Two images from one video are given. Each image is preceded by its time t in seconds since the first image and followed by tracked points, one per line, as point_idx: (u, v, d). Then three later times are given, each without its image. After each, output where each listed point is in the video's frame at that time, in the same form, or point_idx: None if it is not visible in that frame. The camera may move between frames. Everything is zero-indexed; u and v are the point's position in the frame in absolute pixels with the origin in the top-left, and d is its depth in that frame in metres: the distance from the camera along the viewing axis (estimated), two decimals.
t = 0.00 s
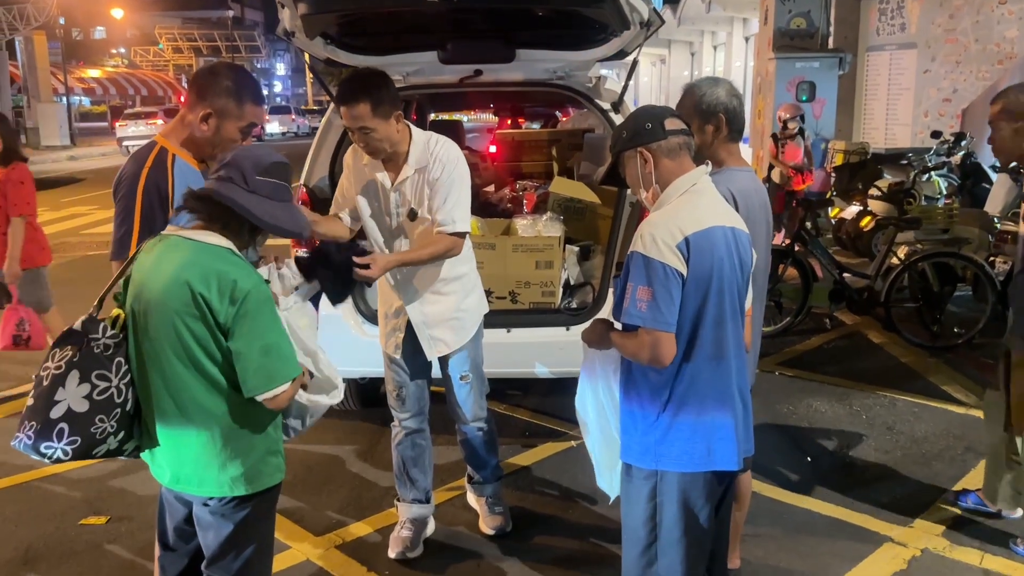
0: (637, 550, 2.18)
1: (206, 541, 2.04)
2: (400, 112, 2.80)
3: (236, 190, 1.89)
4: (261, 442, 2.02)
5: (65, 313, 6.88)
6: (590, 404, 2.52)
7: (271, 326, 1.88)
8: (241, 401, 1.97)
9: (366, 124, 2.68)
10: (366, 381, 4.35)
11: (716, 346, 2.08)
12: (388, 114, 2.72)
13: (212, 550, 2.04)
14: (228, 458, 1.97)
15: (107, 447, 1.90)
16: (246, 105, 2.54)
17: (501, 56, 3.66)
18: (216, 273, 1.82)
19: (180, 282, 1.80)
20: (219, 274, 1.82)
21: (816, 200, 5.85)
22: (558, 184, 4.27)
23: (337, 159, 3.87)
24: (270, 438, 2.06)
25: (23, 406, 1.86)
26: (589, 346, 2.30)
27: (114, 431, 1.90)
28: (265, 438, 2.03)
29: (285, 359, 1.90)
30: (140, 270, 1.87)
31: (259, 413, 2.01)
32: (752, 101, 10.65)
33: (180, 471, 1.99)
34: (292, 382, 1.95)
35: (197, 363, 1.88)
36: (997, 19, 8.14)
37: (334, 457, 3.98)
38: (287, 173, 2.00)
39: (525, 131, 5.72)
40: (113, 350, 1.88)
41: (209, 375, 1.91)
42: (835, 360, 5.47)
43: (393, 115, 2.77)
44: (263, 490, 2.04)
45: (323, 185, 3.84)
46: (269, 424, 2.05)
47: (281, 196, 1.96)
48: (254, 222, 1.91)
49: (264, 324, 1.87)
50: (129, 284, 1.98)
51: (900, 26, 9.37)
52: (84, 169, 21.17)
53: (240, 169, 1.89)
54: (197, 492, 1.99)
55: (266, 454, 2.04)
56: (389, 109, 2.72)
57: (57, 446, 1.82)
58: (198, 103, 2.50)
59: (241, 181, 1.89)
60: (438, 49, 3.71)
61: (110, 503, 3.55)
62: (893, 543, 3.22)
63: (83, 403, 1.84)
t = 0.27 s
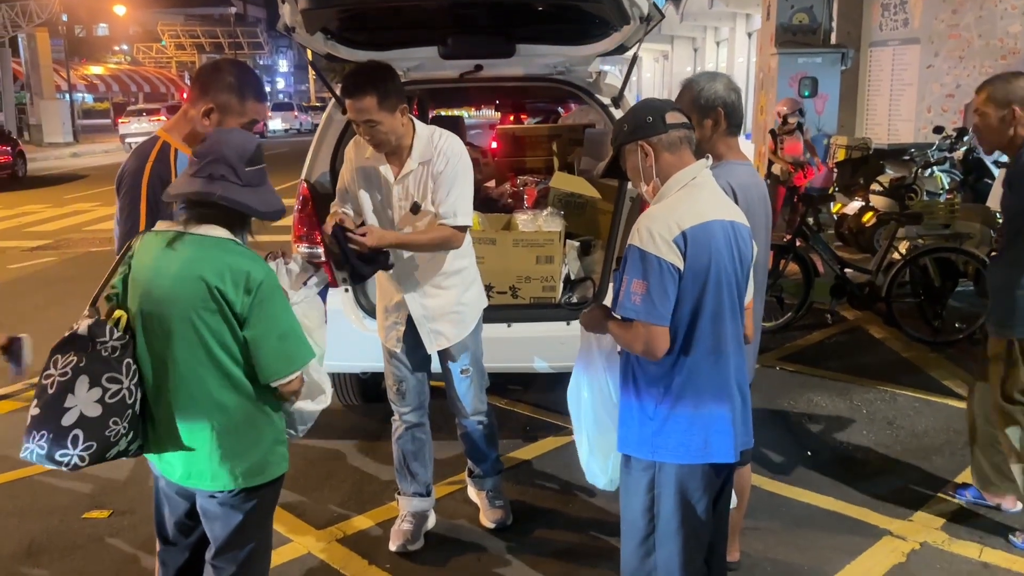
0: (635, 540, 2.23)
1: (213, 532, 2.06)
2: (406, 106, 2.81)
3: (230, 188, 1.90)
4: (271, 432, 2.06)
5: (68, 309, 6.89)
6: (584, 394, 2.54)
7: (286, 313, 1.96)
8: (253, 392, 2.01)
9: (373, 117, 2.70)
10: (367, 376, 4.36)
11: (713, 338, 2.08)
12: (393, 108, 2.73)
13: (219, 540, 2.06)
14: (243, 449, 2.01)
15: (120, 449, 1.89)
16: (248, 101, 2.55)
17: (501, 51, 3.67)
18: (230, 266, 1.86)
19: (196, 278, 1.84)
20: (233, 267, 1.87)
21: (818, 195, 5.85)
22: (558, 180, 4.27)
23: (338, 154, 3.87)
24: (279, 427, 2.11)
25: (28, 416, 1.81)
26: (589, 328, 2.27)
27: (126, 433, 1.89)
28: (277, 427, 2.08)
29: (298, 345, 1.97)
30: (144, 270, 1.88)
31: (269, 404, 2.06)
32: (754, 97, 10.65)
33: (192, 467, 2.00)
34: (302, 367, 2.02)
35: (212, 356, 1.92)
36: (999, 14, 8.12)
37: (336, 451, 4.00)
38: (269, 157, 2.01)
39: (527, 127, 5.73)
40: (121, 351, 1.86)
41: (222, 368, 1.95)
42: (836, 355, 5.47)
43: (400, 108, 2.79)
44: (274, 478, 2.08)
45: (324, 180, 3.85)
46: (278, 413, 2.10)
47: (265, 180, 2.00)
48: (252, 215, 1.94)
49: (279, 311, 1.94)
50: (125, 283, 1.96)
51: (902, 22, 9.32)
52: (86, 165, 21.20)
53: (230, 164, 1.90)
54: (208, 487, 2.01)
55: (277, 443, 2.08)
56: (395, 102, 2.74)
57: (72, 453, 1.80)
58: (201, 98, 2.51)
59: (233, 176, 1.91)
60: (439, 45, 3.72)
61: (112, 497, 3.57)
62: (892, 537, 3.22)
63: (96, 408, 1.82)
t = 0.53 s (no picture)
0: (632, 531, 2.21)
1: (216, 524, 2.08)
2: (408, 101, 2.82)
3: (221, 183, 1.89)
4: (277, 422, 2.09)
5: (70, 304, 6.92)
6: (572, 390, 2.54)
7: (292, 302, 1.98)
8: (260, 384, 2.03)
9: (379, 109, 2.71)
10: (368, 371, 4.37)
11: (710, 330, 2.09)
12: (397, 101, 2.74)
13: (221, 532, 2.08)
14: (255, 440, 2.03)
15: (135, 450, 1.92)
16: (246, 94, 2.56)
17: (500, 47, 3.67)
18: (234, 260, 1.88)
19: (202, 274, 1.86)
20: (237, 261, 1.89)
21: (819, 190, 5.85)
22: (557, 174, 4.28)
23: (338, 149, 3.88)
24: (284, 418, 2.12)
25: (39, 427, 1.82)
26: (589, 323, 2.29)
27: (140, 434, 1.91)
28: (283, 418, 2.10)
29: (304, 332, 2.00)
30: (145, 270, 1.88)
31: (275, 395, 2.08)
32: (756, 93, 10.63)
33: (202, 462, 2.01)
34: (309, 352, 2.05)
35: (220, 350, 1.94)
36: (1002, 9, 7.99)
37: (336, 446, 4.01)
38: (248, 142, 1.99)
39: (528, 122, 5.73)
40: (131, 354, 1.87)
41: (231, 362, 1.96)
42: (837, 351, 5.47)
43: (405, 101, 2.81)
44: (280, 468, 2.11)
45: (324, 176, 3.85)
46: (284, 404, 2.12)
47: (250, 172, 1.98)
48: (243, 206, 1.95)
49: (283, 301, 1.95)
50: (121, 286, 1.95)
51: (906, 17, 9.20)
52: (88, 162, 21.23)
53: (218, 160, 1.88)
54: (218, 481, 2.02)
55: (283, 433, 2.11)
56: (399, 95, 2.75)
57: (93, 460, 1.83)
58: (199, 93, 2.53)
59: (222, 172, 1.89)
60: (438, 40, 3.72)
61: (114, 491, 3.58)
62: (890, 530, 3.23)
63: (113, 412, 1.84)
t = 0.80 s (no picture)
0: (634, 527, 2.23)
1: (217, 523, 2.09)
2: (412, 98, 2.83)
3: (221, 182, 1.90)
4: (274, 421, 2.09)
5: (74, 302, 6.94)
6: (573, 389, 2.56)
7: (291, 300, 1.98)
8: (258, 382, 2.04)
9: (382, 105, 2.72)
10: (371, 367, 4.39)
11: (714, 327, 2.10)
12: (400, 98, 2.74)
13: (222, 531, 2.09)
14: (252, 438, 2.04)
15: (134, 448, 1.93)
16: (247, 92, 2.57)
17: (502, 43, 3.68)
18: (232, 258, 1.89)
19: (201, 272, 1.87)
20: (236, 259, 1.90)
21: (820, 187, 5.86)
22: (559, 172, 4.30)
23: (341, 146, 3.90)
24: (282, 416, 2.13)
25: (36, 425, 1.84)
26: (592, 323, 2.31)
27: (137, 433, 1.93)
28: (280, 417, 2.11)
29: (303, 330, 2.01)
30: (144, 268, 1.89)
31: (273, 393, 2.08)
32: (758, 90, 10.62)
33: (199, 461, 2.02)
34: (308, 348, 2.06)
35: (218, 347, 1.95)
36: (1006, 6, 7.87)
37: (339, 442, 4.03)
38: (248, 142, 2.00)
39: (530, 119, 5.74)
40: (129, 351, 1.88)
41: (229, 360, 1.97)
42: (839, 348, 5.47)
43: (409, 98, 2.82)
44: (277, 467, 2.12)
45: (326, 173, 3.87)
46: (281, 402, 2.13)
47: (250, 170, 1.99)
48: (243, 206, 1.95)
49: (282, 299, 1.95)
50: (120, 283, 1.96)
51: (908, 14, 9.15)
52: (91, 160, 21.25)
53: (218, 159, 1.89)
54: (216, 480, 2.04)
55: (279, 432, 2.11)
56: (404, 92, 2.76)
57: (89, 459, 1.85)
58: (200, 90, 2.54)
59: (222, 170, 1.90)
60: (439, 37, 3.73)
61: (117, 487, 3.60)
62: (891, 527, 3.24)
63: (109, 411, 1.86)
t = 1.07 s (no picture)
0: (641, 523, 2.23)
1: (222, 523, 2.10)
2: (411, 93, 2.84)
3: (225, 173, 1.90)
4: (278, 421, 2.10)
5: (79, 299, 6.96)
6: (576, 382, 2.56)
7: (296, 300, 1.99)
8: (263, 382, 2.05)
9: (377, 96, 2.71)
10: (375, 365, 4.40)
11: (721, 324, 2.10)
12: (399, 91, 2.75)
13: (227, 529, 2.10)
14: (255, 438, 2.05)
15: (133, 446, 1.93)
16: (252, 90, 2.58)
17: (505, 40, 3.69)
18: (239, 257, 1.90)
19: (207, 271, 1.88)
20: (243, 258, 1.90)
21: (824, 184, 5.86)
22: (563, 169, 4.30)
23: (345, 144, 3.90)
24: (286, 416, 2.14)
25: (36, 420, 1.84)
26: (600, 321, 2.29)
27: (138, 430, 1.93)
28: (284, 417, 2.12)
29: (308, 331, 2.02)
30: (149, 265, 1.89)
31: (277, 393, 2.09)
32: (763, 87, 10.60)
33: (203, 460, 2.03)
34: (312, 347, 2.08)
35: (222, 346, 1.96)
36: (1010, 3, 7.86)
37: (343, 439, 4.04)
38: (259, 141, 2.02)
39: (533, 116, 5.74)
40: (132, 348, 1.89)
41: (234, 358, 1.98)
42: (843, 345, 5.47)
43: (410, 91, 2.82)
44: (281, 467, 2.12)
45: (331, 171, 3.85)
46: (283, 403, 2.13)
47: (258, 164, 1.99)
48: (248, 199, 1.95)
49: (287, 299, 1.97)
50: (125, 279, 1.97)
51: (912, 11, 9.06)
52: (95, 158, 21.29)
53: (223, 150, 1.90)
54: (218, 479, 2.04)
55: (284, 432, 2.12)
56: (402, 86, 2.77)
57: (88, 454, 1.85)
58: (204, 88, 2.55)
59: (227, 161, 1.91)
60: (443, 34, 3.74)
61: (123, 484, 3.62)
62: (895, 524, 3.24)
63: (111, 407, 1.87)
